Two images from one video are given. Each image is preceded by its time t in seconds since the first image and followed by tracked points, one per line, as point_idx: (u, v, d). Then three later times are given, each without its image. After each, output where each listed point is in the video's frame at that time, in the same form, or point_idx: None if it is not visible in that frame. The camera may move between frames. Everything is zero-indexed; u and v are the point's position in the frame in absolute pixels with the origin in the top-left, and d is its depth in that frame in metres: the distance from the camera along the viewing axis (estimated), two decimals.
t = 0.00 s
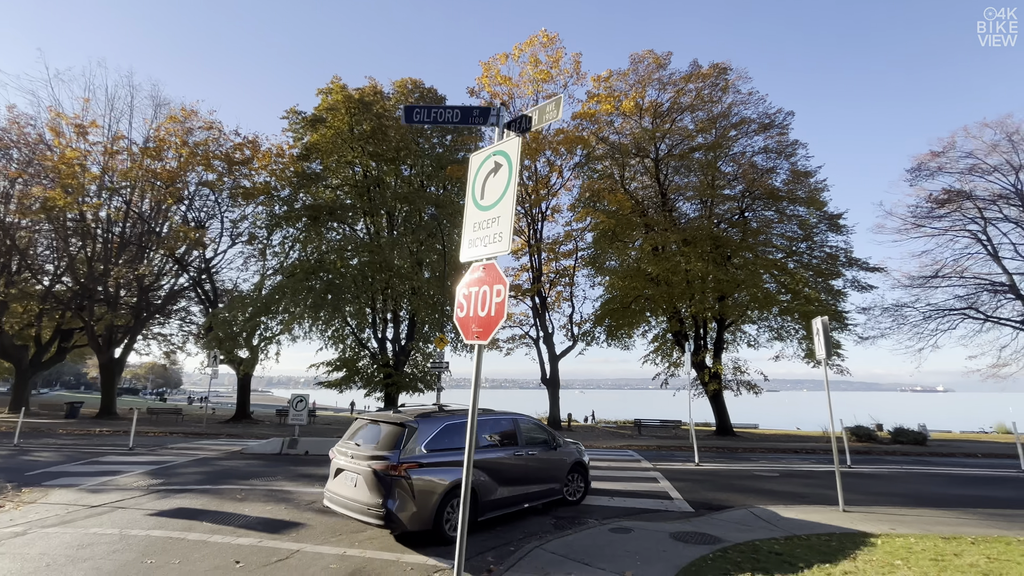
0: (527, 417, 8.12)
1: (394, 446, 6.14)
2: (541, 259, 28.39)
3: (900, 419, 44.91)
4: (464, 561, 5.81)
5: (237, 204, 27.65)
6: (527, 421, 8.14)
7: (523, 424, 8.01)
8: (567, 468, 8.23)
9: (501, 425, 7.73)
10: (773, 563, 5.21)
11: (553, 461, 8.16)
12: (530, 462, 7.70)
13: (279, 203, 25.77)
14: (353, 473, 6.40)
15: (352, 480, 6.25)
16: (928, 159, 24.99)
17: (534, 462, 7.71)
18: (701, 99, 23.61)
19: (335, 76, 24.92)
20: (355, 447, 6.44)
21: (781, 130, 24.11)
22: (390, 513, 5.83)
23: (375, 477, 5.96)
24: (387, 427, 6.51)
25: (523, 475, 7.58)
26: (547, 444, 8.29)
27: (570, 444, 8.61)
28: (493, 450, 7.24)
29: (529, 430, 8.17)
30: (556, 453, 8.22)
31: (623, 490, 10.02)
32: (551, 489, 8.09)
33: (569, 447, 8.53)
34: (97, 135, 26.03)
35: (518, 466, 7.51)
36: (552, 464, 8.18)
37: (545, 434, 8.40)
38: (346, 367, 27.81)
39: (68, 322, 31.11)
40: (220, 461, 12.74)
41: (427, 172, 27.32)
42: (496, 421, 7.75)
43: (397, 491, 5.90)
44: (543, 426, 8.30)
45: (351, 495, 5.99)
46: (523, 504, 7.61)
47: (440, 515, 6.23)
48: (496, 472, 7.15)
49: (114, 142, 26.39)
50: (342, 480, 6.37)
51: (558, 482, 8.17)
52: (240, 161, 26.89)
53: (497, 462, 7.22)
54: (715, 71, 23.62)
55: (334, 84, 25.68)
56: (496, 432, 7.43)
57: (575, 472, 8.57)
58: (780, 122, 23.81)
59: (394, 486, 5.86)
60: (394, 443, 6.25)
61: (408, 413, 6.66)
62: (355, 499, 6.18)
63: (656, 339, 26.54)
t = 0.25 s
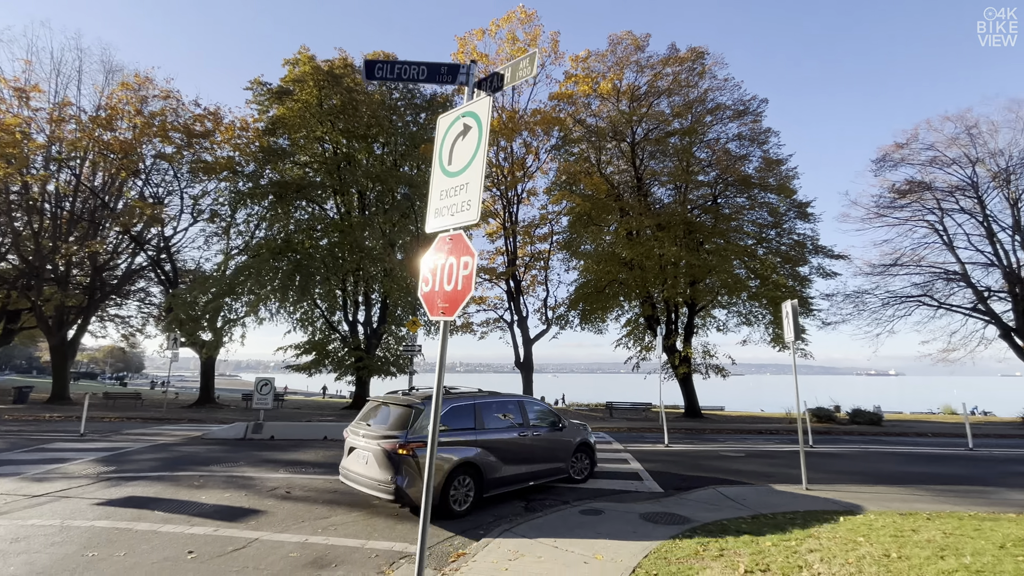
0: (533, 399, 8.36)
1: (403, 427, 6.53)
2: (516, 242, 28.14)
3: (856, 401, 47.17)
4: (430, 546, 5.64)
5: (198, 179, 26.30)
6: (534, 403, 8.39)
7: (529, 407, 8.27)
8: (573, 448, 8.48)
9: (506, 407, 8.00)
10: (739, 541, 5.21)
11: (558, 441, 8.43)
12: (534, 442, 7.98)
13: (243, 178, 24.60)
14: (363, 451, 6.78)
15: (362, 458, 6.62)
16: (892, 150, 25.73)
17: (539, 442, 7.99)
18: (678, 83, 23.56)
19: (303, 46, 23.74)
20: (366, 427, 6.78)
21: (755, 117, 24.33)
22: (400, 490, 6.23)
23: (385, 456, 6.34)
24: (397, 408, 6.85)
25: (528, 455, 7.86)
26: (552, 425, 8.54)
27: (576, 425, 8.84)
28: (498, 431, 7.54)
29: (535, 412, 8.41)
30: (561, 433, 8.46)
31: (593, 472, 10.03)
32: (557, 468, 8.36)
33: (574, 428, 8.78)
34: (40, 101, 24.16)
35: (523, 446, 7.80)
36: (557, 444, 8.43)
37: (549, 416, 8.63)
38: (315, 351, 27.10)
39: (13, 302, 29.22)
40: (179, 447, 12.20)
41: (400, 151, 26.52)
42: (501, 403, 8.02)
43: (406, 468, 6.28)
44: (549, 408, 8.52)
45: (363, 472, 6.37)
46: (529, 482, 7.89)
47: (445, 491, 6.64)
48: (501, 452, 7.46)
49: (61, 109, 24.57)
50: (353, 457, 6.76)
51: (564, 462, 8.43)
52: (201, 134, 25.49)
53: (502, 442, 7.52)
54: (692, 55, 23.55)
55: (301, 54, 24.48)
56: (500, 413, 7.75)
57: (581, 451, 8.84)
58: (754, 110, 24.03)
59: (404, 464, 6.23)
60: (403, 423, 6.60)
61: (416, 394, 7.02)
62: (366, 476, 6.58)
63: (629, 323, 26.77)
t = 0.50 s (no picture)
0: (541, 383, 8.59)
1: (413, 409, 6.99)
2: (491, 225, 27.80)
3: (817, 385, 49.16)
4: (394, 534, 5.44)
5: (155, 153, 24.86)
6: (542, 386, 8.60)
7: (537, 390, 8.51)
8: (581, 430, 8.70)
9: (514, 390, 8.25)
10: (707, 523, 5.19)
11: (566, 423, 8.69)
12: (541, 424, 8.22)
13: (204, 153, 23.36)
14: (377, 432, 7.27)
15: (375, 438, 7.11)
16: (859, 141, 26.37)
17: (546, 424, 8.24)
18: (655, 67, 23.42)
19: (267, 14, 22.46)
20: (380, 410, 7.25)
21: (729, 104, 24.48)
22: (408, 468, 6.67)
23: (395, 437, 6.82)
24: (409, 392, 7.32)
25: (534, 437, 8.12)
26: (559, 408, 8.76)
27: (584, 409, 9.05)
28: (505, 414, 7.82)
29: (542, 394, 8.62)
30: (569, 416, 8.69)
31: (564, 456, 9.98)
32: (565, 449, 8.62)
33: (581, 410, 8.99)
34: None
35: (530, 428, 8.06)
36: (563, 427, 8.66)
37: (557, 399, 8.85)
38: (282, 334, 26.29)
39: None
40: (133, 435, 11.59)
41: (371, 129, 25.62)
42: (508, 387, 8.27)
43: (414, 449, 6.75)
44: (556, 391, 8.71)
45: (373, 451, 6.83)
46: (536, 463, 8.15)
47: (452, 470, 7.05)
48: (508, 434, 7.75)
49: None
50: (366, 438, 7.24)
51: (570, 443, 8.68)
52: (156, 105, 23.99)
53: (508, 424, 7.81)
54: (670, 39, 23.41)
55: (265, 23, 23.19)
56: (507, 396, 8.06)
57: (589, 433, 9.08)
58: (729, 97, 24.17)
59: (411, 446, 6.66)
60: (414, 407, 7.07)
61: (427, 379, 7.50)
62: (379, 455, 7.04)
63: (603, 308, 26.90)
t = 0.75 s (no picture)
0: (550, 366, 8.85)
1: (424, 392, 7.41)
2: (466, 209, 27.33)
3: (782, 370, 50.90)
4: (357, 523, 5.20)
5: (107, 126, 23.34)
6: (552, 370, 8.84)
7: (547, 375, 8.76)
8: (592, 412, 8.92)
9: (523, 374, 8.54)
10: (677, 505, 5.17)
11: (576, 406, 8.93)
12: (550, 407, 8.49)
13: (160, 126, 22.03)
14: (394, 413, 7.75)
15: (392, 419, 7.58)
16: (829, 131, 26.88)
17: (554, 407, 8.50)
18: (632, 50, 23.18)
19: None
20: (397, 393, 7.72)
21: (705, 91, 24.52)
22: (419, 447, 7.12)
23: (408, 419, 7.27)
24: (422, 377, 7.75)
25: (543, 419, 8.41)
26: (569, 390, 9.02)
27: (594, 392, 9.27)
28: (514, 397, 8.14)
29: (552, 378, 8.89)
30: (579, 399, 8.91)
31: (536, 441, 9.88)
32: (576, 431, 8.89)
33: (592, 394, 9.22)
34: None
35: (539, 411, 8.34)
36: (572, 409, 8.92)
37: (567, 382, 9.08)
38: (249, 319, 25.45)
39: None
40: (81, 424, 10.91)
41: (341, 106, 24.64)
42: (519, 370, 8.57)
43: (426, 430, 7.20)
44: (566, 375, 8.93)
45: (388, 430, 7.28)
46: (546, 443, 8.47)
47: (462, 449, 7.43)
48: (516, 416, 8.07)
49: None
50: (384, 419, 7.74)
51: (580, 425, 8.94)
52: (107, 73, 22.44)
53: (517, 407, 8.13)
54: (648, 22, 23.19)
55: None
56: (518, 380, 8.39)
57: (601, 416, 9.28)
58: (705, 83, 24.18)
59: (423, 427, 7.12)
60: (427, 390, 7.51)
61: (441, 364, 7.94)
62: (394, 436, 7.46)
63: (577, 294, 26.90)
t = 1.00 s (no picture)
0: (563, 352, 9.01)
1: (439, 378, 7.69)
2: (440, 194, 26.76)
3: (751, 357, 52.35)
4: (320, 519, 4.92)
5: (53, 98, 21.75)
6: (565, 357, 9.01)
7: (560, 361, 8.95)
8: (606, 399, 9.05)
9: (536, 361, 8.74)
10: (653, 496, 5.07)
11: (589, 391, 9.10)
12: (562, 393, 8.69)
13: (113, 99, 20.63)
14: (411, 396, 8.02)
15: (409, 403, 7.86)
16: (801, 122, 27.31)
17: (566, 392, 8.69)
18: (611, 34, 22.86)
19: None
20: (415, 378, 7.97)
21: (682, 79, 24.47)
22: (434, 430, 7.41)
23: (424, 403, 7.53)
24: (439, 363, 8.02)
25: (555, 404, 8.61)
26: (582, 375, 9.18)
27: (608, 378, 9.38)
28: (526, 382, 8.37)
29: (566, 364, 9.07)
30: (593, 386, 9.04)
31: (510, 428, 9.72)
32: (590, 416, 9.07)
33: (606, 380, 9.36)
34: None
35: (551, 396, 8.55)
36: (586, 395, 9.09)
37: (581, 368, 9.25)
38: (213, 305, 24.56)
39: None
40: (24, 416, 10.17)
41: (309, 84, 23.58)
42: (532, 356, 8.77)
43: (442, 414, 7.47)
44: (580, 361, 9.09)
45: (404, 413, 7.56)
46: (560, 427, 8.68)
47: (476, 432, 7.70)
48: (528, 401, 8.31)
49: None
50: (403, 401, 8.05)
51: (594, 411, 9.09)
52: (52, 40, 20.82)
53: (528, 392, 8.36)
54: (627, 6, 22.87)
55: None
56: (531, 366, 8.59)
57: (616, 402, 9.39)
58: (682, 70, 24.11)
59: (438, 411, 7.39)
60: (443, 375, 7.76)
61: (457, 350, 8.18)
62: (413, 420, 7.74)
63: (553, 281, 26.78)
